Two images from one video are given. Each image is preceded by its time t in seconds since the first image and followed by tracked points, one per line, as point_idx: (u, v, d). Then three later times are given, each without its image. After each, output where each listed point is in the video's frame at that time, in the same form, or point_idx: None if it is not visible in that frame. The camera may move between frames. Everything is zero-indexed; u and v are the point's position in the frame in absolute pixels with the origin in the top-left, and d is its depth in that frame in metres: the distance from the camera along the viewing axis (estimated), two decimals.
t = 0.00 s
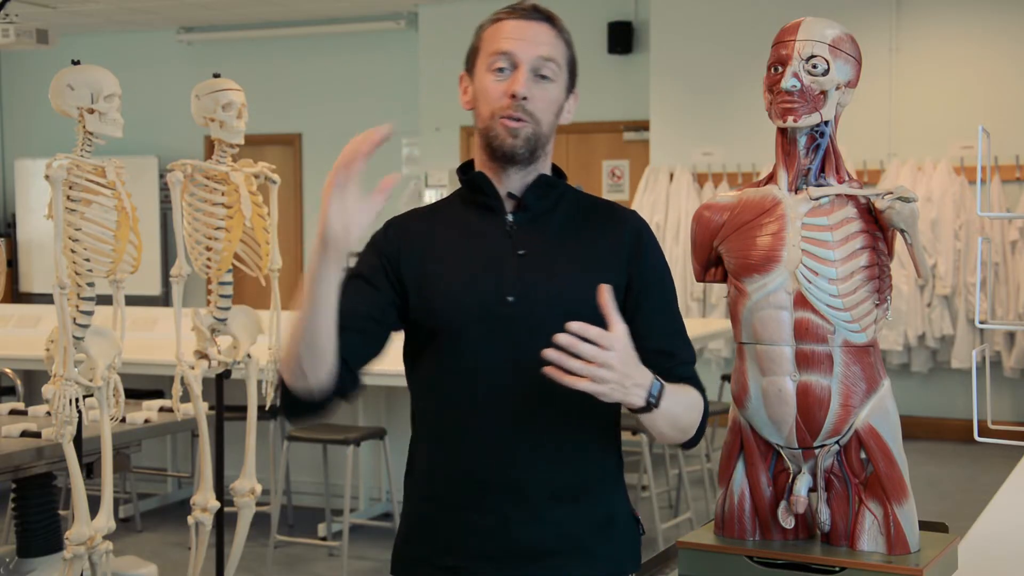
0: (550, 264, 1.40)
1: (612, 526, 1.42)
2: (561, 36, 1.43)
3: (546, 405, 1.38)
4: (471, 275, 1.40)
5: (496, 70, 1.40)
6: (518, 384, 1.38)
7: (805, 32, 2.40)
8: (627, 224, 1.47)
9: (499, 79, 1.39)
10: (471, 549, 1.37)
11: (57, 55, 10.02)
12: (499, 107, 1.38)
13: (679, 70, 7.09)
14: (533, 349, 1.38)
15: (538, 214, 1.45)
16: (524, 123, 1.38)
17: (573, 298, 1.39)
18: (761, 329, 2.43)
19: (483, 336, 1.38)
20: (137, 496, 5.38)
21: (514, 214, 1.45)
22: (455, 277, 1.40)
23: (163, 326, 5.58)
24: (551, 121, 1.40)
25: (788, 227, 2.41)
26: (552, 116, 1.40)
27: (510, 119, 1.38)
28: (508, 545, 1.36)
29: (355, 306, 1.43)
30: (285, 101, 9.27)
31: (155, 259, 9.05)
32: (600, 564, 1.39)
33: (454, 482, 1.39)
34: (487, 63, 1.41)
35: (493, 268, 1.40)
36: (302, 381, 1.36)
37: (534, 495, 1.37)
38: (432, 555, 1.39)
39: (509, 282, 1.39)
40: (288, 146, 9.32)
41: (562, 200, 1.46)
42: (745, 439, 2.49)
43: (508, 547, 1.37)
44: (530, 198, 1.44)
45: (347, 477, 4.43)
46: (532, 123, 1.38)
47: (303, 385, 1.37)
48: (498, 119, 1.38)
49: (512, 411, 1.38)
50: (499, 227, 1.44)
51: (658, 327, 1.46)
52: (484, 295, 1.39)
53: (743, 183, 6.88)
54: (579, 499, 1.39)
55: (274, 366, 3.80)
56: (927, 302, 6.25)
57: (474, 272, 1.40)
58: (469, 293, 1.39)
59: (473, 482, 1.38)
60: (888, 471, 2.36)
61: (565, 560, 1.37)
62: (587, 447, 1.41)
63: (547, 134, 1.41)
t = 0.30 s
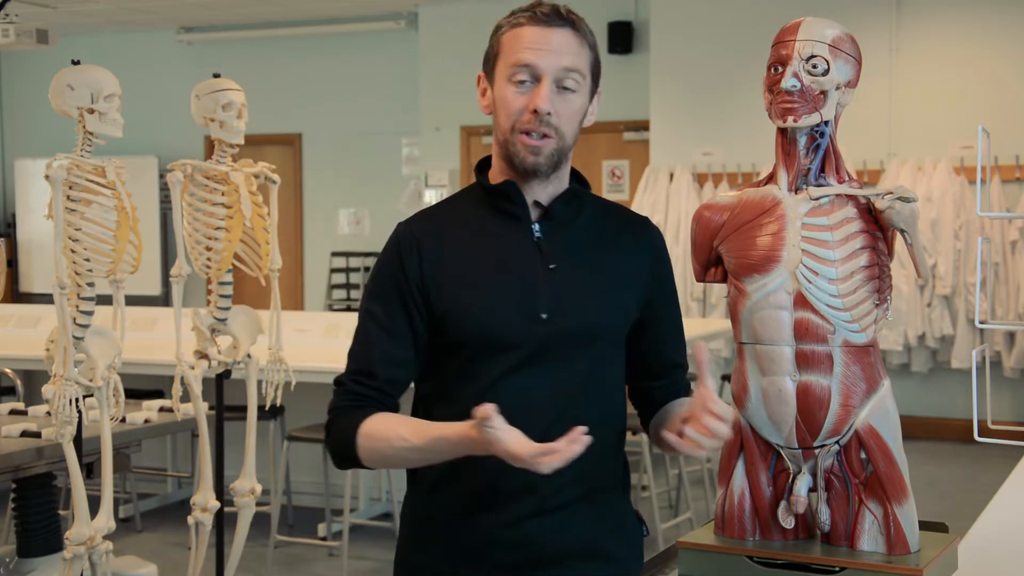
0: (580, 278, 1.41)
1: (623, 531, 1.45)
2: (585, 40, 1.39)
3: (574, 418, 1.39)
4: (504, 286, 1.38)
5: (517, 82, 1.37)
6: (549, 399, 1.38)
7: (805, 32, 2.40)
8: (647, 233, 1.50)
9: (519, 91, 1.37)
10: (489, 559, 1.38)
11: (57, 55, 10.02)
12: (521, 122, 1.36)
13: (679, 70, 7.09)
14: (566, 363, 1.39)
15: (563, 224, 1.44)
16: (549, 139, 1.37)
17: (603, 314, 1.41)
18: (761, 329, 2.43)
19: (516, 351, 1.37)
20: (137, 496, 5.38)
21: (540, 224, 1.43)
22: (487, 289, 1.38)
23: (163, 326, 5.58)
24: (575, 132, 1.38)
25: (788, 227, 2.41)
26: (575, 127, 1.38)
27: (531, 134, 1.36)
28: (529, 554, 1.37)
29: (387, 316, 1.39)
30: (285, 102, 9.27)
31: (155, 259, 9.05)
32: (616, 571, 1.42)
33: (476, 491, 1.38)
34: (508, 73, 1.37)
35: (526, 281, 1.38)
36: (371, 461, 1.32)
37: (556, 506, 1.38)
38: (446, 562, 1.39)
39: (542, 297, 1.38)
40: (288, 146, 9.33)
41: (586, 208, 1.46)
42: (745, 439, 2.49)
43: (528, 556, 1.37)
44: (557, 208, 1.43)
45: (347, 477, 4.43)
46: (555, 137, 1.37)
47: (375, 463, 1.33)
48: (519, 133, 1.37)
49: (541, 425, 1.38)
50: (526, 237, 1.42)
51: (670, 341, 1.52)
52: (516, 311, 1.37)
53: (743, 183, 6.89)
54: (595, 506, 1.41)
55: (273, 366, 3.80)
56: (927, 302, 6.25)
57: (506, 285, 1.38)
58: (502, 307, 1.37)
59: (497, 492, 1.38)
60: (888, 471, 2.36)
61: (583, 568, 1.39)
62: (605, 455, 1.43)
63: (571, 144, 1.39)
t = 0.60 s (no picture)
0: (597, 286, 1.40)
1: (640, 539, 1.44)
2: (600, 38, 1.37)
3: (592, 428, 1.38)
4: (520, 295, 1.37)
5: (533, 87, 1.35)
6: (566, 408, 1.37)
7: (805, 32, 2.40)
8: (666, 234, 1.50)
9: (535, 96, 1.35)
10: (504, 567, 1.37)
11: (57, 56, 10.02)
12: (538, 129, 1.35)
13: (679, 70, 7.09)
14: (583, 373, 1.38)
15: (578, 228, 1.41)
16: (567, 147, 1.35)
17: (620, 322, 1.40)
18: (761, 329, 2.43)
19: (532, 361, 1.36)
20: (137, 496, 5.38)
21: (555, 229, 1.41)
22: (502, 298, 1.37)
23: (163, 326, 5.58)
24: (593, 137, 1.37)
25: (788, 227, 2.41)
26: (592, 132, 1.37)
27: (548, 142, 1.35)
28: (547, 565, 1.36)
29: (398, 323, 1.39)
30: (285, 102, 9.27)
31: (155, 259, 9.05)
32: None
33: (491, 500, 1.37)
34: (523, 78, 1.36)
35: (542, 290, 1.37)
36: (380, 469, 1.33)
37: (575, 515, 1.37)
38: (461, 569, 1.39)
39: (558, 307, 1.37)
40: (288, 146, 9.33)
41: (602, 212, 1.45)
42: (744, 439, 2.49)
43: (546, 567, 1.36)
44: (574, 212, 1.41)
45: (347, 477, 4.43)
46: (572, 144, 1.36)
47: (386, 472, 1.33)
48: (537, 142, 1.36)
49: (558, 435, 1.37)
50: (542, 243, 1.40)
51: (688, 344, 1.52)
52: (530, 321, 1.36)
53: (743, 183, 6.89)
54: (613, 515, 1.40)
55: (273, 366, 3.80)
56: (927, 302, 6.25)
57: (522, 293, 1.37)
58: (518, 317, 1.36)
59: (514, 502, 1.36)
60: (888, 471, 2.36)
61: None
62: (623, 463, 1.42)
63: (590, 149, 1.38)
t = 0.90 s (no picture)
0: (604, 292, 1.38)
1: (656, 549, 1.42)
2: (598, 36, 1.37)
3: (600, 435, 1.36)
4: (526, 302, 1.36)
5: (533, 91, 1.36)
6: (573, 416, 1.36)
7: (805, 32, 2.40)
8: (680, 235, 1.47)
9: (535, 100, 1.35)
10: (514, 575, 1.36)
11: (57, 56, 10.02)
12: (541, 132, 1.35)
13: (679, 70, 7.09)
14: (591, 380, 1.36)
15: (586, 232, 1.41)
16: (572, 148, 1.35)
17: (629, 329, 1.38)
18: (760, 329, 2.43)
19: (537, 369, 1.35)
20: (137, 496, 5.38)
21: (562, 233, 1.40)
22: (508, 305, 1.36)
23: (163, 326, 5.58)
24: (598, 136, 1.36)
25: (788, 227, 2.41)
26: (597, 131, 1.36)
27: (552, 145, 1.35)
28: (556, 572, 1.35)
29: (404, 332, 1.40)
30: (285, 102, 9.27)
31: (155, 259, 9.06)
32: None
33: (500, 508, 1.37)
34: (522, 81, 1.36)
35: (548, 296, 1.37)
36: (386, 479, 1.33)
37: (584, 523, 1.36)
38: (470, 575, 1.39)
39: (564, 314, 1.36)
40: (288, 146, 9.33)
41: (612, 214, 1.43)
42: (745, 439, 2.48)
43: None
44: (582, 216, 1.40)
45: (347, 477, 4.43)
46: (578, 145, 1.35)
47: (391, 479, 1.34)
48: (541, 146, 1.36)
49: (567, 443, 1.36)
50: (548, 249, 1.39)
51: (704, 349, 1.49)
52: (536, 329, 1.35)
53: (743, 183, 6.89)
54: (624, 524, 1.39)
55: (273, 366, 3.80)
56: (927, 302, 6.25)
57: (527, 300, 1.36)
58: (523, 323, 1.35)
59: (522, 510, 1.36)
60: (888, 471, 2.36)
61: None
62: (637, 473, 1.40)
63: (596, 149, 1.38)
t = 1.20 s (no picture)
0: (607, 292, 1.37)
1: (662, 555, 1.40)
2: (597, 29, 1.38)
3: (602, 437, 1.35)
4: (528, 301, 1.36)
5: (531, 85, 1.36)
6: (575, 415, 1.35)
7: (805, 32, 2.40)
8: (690, 234, 1.45)
9: (533, 93, 1.36)
10: None
11: (57, 55, 10.02)
12: (539, 126, 1.35)
13: (679, 70, 7.09)
14: (593, 382, 1.35)
15: (592, 231, 1.40)
16: (572, 142, 1.35)
17: (633, 329, 1.37)
18: (761, 329, 2.43)
19: (539, 368, 1.35)
20: (137, 496, 5.38)
21: (566, 232, 1.40)
22: (509, 304, 1.36)
23: (163, 326, 5.58)
24: (598, 129, 1.36)
25: (788, 227, 2.41)
26: (598, 124, 1.36)
27: (551, 139, 1.35)
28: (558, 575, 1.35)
29: (407, 331, 1.40)
30: (285, 102, 9.27)
31: (155, 259, 9.06)
32: None
33: (501, 511, 1.37)
34: (520, 76, 1.37)
35: (550, 295, 1.36)
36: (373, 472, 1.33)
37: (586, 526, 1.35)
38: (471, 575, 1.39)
39: (567, 312, 1.35)
40: (288, 146, 9.33)
41: (618, 214, 1.43)
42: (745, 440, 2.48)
43: None
44: (586, 214, 1.40)
45: (347, 477, 4.43)
46: (578, 139, 1.35)
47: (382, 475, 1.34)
48: (540, 140, 1.36)
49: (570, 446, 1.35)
50: (553, 248, 1.40)
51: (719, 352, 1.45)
52: (538, 328, 1.35)
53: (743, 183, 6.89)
54: (628, 530, 1.38)
55: (274, 366, 3.80)
56: (927, 302, 6.25)
57: (530, 299, 1.36)
58: (524, 322, 1.35)
59: (524, 513, 1.35)
60: (888, 471, 2.36)
61: None
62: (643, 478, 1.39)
63: (598, 144, 1.38)
